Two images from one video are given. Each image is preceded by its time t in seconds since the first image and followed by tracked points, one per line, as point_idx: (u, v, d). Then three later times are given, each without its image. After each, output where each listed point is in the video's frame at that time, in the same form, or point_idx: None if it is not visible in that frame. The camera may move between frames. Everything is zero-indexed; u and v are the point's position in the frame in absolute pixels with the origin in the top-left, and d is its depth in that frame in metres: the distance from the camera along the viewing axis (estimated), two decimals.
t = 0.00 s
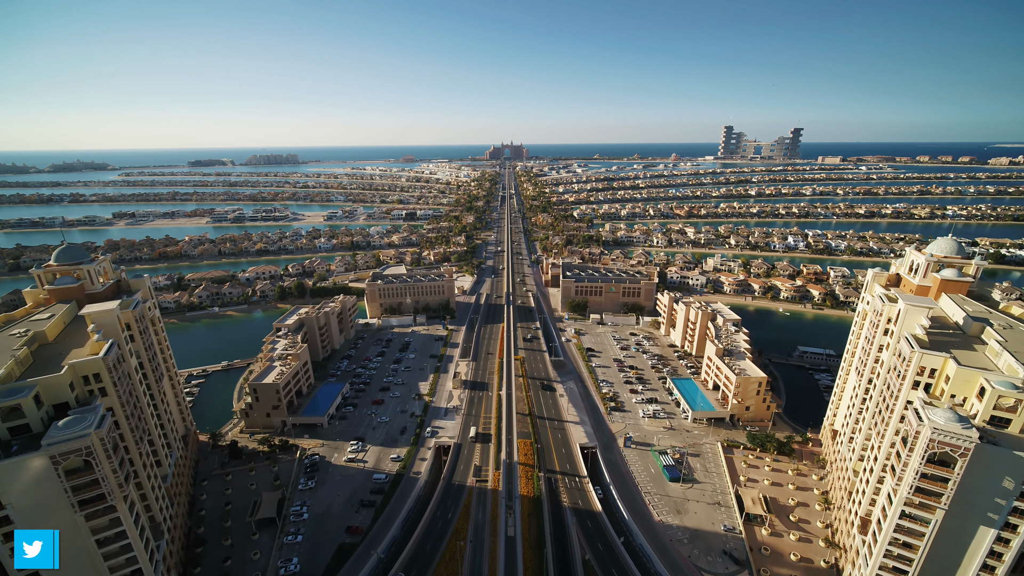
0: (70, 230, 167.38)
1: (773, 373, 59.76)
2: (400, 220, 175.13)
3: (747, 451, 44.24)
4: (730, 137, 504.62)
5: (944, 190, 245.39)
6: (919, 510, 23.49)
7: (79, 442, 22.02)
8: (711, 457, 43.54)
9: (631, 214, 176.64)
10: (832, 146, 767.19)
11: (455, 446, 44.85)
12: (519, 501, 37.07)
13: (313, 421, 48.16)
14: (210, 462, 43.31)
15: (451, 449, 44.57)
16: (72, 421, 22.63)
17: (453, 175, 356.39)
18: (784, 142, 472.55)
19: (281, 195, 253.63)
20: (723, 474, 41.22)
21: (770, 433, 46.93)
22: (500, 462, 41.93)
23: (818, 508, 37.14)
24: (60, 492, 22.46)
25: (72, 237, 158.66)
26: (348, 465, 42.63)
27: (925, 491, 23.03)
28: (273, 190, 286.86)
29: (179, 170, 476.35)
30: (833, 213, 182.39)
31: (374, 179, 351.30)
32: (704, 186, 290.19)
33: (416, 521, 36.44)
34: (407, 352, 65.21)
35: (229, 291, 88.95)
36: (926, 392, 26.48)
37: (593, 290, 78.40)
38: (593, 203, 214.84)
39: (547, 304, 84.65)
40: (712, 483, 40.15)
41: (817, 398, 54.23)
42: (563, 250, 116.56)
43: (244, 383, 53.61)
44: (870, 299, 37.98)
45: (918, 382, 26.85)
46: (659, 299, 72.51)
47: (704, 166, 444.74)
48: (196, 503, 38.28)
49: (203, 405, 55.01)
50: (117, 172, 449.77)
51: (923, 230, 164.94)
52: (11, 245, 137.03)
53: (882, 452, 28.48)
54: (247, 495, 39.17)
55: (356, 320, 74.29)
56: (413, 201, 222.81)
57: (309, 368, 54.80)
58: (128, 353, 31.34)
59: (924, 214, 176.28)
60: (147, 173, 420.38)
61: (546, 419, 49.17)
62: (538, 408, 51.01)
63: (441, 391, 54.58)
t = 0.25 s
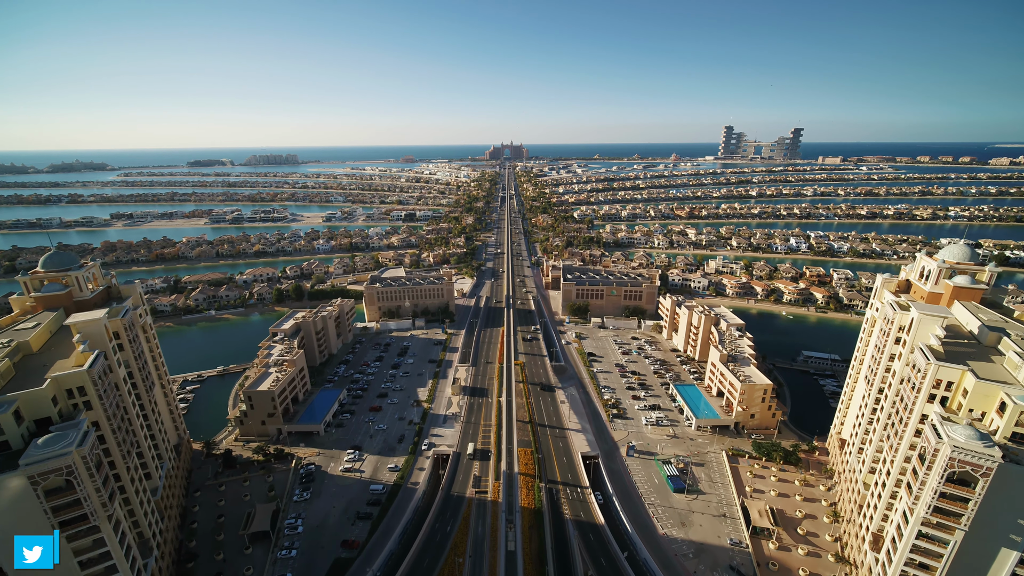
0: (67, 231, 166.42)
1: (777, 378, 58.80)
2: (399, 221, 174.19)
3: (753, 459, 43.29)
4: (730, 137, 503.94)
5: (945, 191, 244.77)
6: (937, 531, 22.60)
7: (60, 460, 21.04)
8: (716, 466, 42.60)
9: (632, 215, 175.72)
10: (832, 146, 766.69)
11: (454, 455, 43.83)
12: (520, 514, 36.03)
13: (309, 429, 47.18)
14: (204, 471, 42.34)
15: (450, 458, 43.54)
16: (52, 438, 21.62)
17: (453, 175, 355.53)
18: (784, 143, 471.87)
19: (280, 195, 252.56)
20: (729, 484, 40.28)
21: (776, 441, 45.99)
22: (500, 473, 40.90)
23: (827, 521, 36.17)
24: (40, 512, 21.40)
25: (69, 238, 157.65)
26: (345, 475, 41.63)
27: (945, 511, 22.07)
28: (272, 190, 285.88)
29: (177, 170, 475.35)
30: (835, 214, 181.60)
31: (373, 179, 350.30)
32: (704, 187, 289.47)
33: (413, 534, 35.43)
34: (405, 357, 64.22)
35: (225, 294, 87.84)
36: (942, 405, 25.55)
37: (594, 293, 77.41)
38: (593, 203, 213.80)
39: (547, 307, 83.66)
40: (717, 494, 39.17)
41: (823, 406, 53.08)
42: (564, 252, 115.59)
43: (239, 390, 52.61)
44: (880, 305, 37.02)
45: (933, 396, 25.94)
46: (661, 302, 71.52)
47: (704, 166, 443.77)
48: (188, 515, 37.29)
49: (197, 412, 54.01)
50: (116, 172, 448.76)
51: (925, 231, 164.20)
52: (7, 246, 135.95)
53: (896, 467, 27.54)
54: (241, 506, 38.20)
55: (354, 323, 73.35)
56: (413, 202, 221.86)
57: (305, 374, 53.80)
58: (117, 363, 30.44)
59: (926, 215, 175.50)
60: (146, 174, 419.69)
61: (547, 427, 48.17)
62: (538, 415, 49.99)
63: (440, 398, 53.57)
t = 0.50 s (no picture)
0: (62, 233, 164.74)
1: (786, 390, 57.06)
2: (398, 223, 172.56)
3: (764, 478, 41.51)
4: (730, 137, 502.54)
5: (947, 192, 243.49)
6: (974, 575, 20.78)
7: (18, 501, 19.19)
8: (726, 485, 40.83)
9: (633, 216, 174.17)
10: (832, 146, 769.20)
11: (452, 473, 42.04)
12: (521, 540, 34.16)
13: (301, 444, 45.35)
14: (190, 491, 40.50)
15: (448, 476, 41.73)
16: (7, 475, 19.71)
17: (453, 176, 354.19)
18: (784, 143, 470.61)
19: (278, 196, 250.95)
20: (739, 506, 38.48)
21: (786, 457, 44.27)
22: (501, 493, 39.07)
23: (844, 547, 34.37)
24: None
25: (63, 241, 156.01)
26: (338, 495, 39.80)
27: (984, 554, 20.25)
28: (271, 191, 284.21)
29: (176, 170, 473.61)
30: (838, 216, 180.13)
31: (372, 180, 348.84)
32: (705, 188, 288.05)
33: (409, 561, 33.60)
34: (402, 366, 62.41)
35: (219, 300, 85.93)
36: (976, 435, 23.74)
37: (596, 300, 75.63)
38: (594, 205, 212.19)
39: (548, 313, 81.83)
40: (728, 516, 37.39)
41: (832, 420, 51.13)
42: (564, 255, 113.93)
43: (230, 403, 50.76)
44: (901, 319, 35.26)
45: (965, 424, 24.15)
46: (666, 309, 69.78)
47: (704, 167, 442.35)
48: (172, 540, 35.45)
49: (186, 425, 52.17)
50: (114, 172, 447.11)
51: (929, 233, 162.78)
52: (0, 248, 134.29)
53: (923, 498, 25.75)
54: (228, 530, 36.36)
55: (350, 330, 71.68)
56: (412, 203, 220.23)
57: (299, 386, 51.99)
58: (91, 383, 28.63)
59: (929, 217, 174.05)
60: (144, 174, 418.29)
61: (549, 442, 46.40)
62: (540, 430, 48.22)
63: (438, 411, 51.77)
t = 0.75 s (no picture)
0: (50, 238, 160.35)
1: (809, 421, 52.72)
2: (395, 228, 168.21)
3: (794, 531, 37.18)
4: (732, 138, 498.53)
5: (955, 196, 239.42)
6: None
7: None
8: (752, 541, 36.48)
9: (636, 221, 169.87)
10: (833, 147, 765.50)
11: (447, 526, 37.59)
12: None
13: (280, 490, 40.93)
14: (152, 548, 36.08)
15: (442, 530, 37.29)
16: None
17: (452, 178, 350.03)
18: (786, 145, 466.70)
19: (274, 199, 246.63)
20: (769, 568, 34.13)
21: (817, 506, 39.92)
22: (501, 554, 34.63)
23: None
24: None
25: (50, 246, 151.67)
26: (317, 554, 35.34)
27: None
28: (267, 193, 279.50)
29: (172, 171, 469.11)
30: (845, 221, 176.02)
31: (370, 182, 344.54)
32: (708, 190, 283.88)
33: None
34: (394, 392, 57.97)
35: (203, 315, 81.28)
36: None
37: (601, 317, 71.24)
38: (596, 209, 207.98)
39: (550, 330, 77.28)
40: None
41: (864, 460, 46.56)
42: (567, 265, 109.61)
43: (204, 439, 46.36)
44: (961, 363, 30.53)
45: None
46: (676, 328, 65.44)
47: (706, 169, 438.36)
48: None
49: (157, 461, 47.75)
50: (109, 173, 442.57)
51: (940, 240, 158.73)
52: None
53: None
54: None
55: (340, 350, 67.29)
56: (410, 206, 215.88)
57: (280, 420, 47.57)
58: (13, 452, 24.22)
59: (939, 223, 169.89)
60: (140, 175, 413.81)
61: (554, 486, 42.04)
62: (544, 471, 43.87)
63: (432, 447, 47.42)
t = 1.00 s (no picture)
0: (36, 245, 155.95)
1: (839, 460, 48.23)
2: (392, 233, 163.88)
3: None
4: (733, 139, 494.55)
5: (963, 199, 235.58)
6: None
7: None
8: None
9: (639, 227, 165.61)
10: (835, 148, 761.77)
11: None
12: None
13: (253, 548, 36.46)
14: None
15: None
16: None
17: (451, 179, 345.67)
18: (789, 146, 463.01)
19: (269, 201, 242.05)
20: None
21: (857, 569, 35.42)
22: None
23: None
24: None
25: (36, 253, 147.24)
26: None
27: None
28: (262, 196, 275.04)
29: (168, 171, 464.18)
30: (854, 227, 171.82)
31: (368, 183, 340.14)
32: (711, 193, 279.77)
33: None
34: (386, 424, 53.40)
35: (185, 332, 76.57)
36: None
37: (608, 338, 66.83)
38: (597, 213, 203.78)
39: (553, 349, 72.70)
40: None
41: (900, 508, 41.98)
42: (569, 275, 105.36)
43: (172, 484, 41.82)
44: None
45: None
46: (689, 351, 60.98)
47: (707, 170, 434.43)
48: None
49: (120, 509, 43.14)
50: (104, 173, 438.24)
51: (952, 247, 154.52)
52: None
53: None
54: None
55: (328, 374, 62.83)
56: (408, 210, 211.48)
57: (257, 463, 42.99)
58: None
59: (950, 229, 165.84)
60: (135, 176, 409.45)
61: (561, 543, 37.43)
62: (549, 523, 39.30)
63: (425, 493, 42.84)
